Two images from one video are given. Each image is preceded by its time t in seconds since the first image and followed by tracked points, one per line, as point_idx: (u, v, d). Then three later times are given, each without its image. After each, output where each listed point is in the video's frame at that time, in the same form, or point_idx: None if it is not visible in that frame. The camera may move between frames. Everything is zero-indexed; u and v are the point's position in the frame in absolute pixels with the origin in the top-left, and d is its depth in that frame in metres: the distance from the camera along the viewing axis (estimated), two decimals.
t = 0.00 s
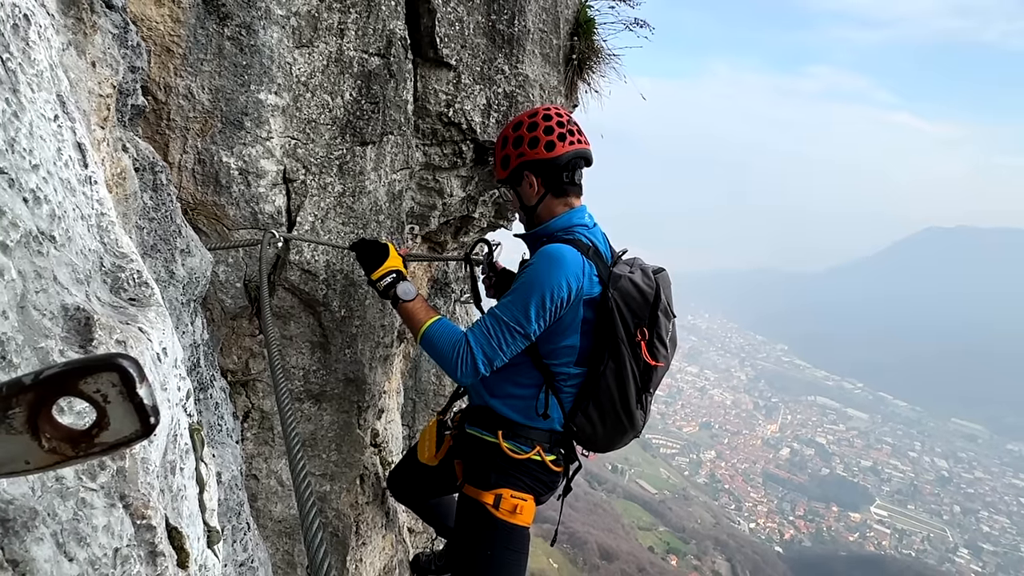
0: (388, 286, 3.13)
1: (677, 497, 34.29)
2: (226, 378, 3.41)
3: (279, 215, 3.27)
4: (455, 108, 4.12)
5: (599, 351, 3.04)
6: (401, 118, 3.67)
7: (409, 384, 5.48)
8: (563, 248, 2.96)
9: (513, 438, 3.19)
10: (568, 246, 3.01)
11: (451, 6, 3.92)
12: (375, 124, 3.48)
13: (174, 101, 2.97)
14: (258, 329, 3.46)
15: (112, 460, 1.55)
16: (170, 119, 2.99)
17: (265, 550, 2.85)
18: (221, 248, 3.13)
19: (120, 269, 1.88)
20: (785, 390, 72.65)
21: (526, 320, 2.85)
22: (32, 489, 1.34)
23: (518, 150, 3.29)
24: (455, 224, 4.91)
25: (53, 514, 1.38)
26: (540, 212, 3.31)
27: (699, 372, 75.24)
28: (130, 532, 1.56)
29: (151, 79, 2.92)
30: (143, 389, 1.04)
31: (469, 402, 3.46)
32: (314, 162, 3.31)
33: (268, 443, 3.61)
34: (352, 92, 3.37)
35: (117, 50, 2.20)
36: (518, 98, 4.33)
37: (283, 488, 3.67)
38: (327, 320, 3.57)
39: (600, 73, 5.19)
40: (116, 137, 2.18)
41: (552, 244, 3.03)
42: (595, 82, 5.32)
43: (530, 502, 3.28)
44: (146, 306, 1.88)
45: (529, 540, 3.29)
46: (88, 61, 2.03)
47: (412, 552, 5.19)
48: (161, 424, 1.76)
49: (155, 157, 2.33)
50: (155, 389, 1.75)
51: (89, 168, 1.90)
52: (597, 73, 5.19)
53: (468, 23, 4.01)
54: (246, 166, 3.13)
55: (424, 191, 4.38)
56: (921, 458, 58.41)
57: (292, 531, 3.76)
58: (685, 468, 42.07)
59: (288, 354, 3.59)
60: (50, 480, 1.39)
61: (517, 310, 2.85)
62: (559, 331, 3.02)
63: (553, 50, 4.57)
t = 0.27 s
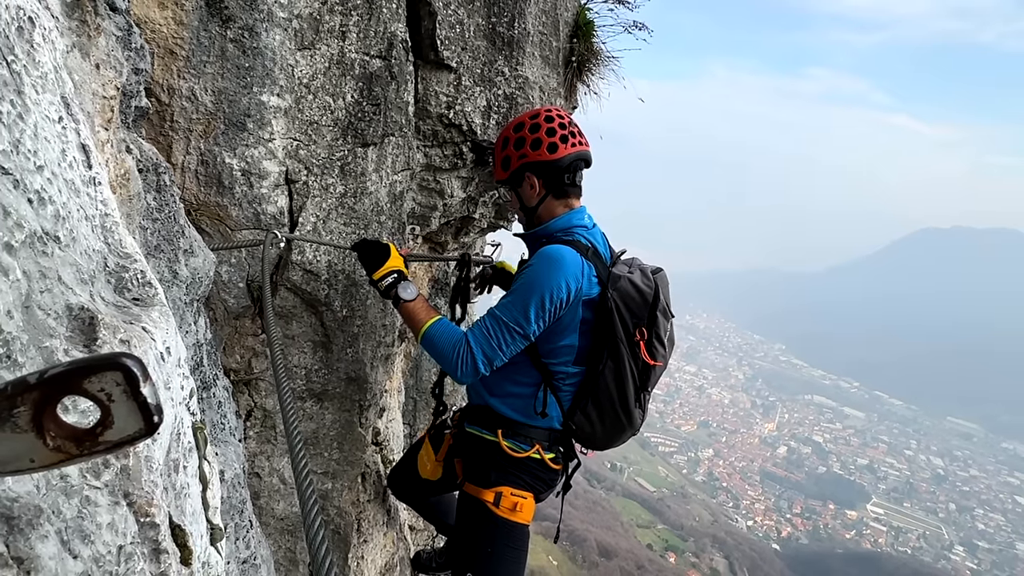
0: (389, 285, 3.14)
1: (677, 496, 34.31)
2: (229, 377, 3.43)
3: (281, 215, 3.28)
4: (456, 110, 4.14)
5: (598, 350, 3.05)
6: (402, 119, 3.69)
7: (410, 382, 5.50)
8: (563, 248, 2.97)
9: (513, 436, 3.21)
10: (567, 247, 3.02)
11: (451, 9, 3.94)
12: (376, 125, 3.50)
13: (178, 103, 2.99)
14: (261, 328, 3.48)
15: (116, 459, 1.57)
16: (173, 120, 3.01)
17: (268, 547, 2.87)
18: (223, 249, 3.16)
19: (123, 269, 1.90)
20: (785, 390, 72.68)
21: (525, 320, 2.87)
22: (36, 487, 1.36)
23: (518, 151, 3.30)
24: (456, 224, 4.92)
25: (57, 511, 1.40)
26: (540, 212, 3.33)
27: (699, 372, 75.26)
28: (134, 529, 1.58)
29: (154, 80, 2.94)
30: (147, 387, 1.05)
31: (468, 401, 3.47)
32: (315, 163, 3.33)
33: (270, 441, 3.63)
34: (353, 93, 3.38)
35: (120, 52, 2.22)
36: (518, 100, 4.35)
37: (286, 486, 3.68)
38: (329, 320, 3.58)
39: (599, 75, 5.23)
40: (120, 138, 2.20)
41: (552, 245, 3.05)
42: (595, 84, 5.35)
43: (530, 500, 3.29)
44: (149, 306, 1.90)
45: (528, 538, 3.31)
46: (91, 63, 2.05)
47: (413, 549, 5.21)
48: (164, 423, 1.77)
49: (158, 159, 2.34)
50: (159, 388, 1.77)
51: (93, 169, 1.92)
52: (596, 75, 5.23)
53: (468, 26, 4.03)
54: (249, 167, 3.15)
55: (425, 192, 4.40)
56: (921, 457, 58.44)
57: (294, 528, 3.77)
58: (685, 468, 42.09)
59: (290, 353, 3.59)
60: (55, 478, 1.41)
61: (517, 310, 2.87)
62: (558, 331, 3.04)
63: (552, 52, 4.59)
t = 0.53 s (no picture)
0: (392, 286, 3.15)
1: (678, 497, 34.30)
2: (232, 377, 3.45)
3: (283, 216, 3.30)
4: (457, 112, 4.16)
5: (597, 350, 3.08)
6: (404, 121, 3.71)
7: (411, 381, 5.52)
8: (562, 252, 2.98)
9: (516, 436, 3.22)
10: (565, 250, 3.03)
11: (452, 12, 3.96)
12: (378, 127, 3.52)
13: (181, 105, 3.01)
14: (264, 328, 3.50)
15: (120, 457, 1.58)
16: (177, 122, 3.02)
17: (270, 545, 2.89)
18: (226, 249, 3.17)
19: (127, 269, 1.92)
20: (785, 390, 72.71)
21: (525, 324, 2.89)
22: (41, 485, 1.36)
23: (537, 145, 3.26)
24: (456, 225, 4.95)
25: (62, 509, 1.41)
26: (542, 212, 3.34)
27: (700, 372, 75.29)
28: (137, 527, 1.60)
29: (158, 83, 2.96)
30: (150, 386, 1.06)
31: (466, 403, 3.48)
32: (318, 165, 3.34)
33: (273, 440, 3.65)
34: (355, 95, 3.40)
35: (124, 55, 2.24)
36: (518, 102, 4.37)
37: (288, 484, 3.70)
38: (331, 320, 3.60)
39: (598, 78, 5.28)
40: (124, 140, 2.22)
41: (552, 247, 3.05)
42: (595, 87, 5.40)
43: (535, 496, 3.32)
44: (153, 306, 1.91)
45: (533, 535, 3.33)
46: (96, 65, 2.07)
47: (414, 548, 5.23)
48: (168, 422, 1.79)
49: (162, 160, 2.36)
50: (163, 387, 1.79)
51: (98, 170, 1.94)
52: (595, 78, 5.29)
53: (468, 29, 4.05)
54: (251, 168, 3.17)
55: (426, 193, 4.42)
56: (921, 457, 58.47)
57: (296, 526, 3.79)
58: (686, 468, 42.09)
59: (293, 353, 3.61)
60: (59, 476, 1.42)
61: (517, 315, 2.89)
62: (558, 333, 3.05)
63: (552, 55, 4.62)
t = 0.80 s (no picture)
0: (388, 286, 3.18)
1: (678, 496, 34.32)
2: (234, 376, 3.47)
3: (286, 216, 3.32)
4: (457, 113, 4.18)
5: (594, 345, 3.10)
6: (405, 122, 3.73)
7: (412, 381, 5.55)
8: (556, 259, 2.98)
9: (521, 435, 3.25)
10: (556, 253, 3.04)
11: (453, 14, 3.98)
12: (379, 129, 3.55)
13: (184, 107, 3.03)
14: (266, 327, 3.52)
15: (124, 455, 1.60)
16: (180, 124, 3.04)
17: (272, 543, 2.91)
18: (229, 249, 3.18)
19: (131, 269, 1.94)
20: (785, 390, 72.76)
21: (514, 331, 2.90)
22: (46, 483, 1.37)
23: (530, 143, 3.23)
24: (457, 226, 4.97)
25: (67, 507, 1.43)
26: (529, 212, 3.33)
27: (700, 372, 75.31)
28: (141, 525, 1.61)
29: (161, 85, 2.98)
30: (154, 385, 1.07)
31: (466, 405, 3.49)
32: (320, 166, 3.36)
33: (275, 438, 3.67)
34: (357, 97, 3.42)
35: (128, 57, 2.26)
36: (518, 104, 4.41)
37: (290, 482, 3.72)
38: (333, 319, 3.62)
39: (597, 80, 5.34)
40: (128, 141, 2.24)
41: (546, 253, 3.05)
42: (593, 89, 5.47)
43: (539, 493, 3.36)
44: (157, 305, 1.93)
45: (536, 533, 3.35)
46: (100, 67, 2.09)
47: (414, 546, 5.25)
48: (171, 420, 1.81)
49: (166, 161, 2.38)
50: (166, 385, 1.80)
51: (102, 171, 1.96)
52: (592, 81, 5.39)
53: (469, 32, 4.07)
54: (254, 169, 3.18)
55: (427, 194, 4.45)
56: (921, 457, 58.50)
57: (299, 523, 3.80)
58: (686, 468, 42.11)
59: (295, 352, 3.63)
60: (64, 474, 1.43)
61: (506, 322, 2.90)
62: (557, 336, 3.07)
63: (552, 57, 4.72)
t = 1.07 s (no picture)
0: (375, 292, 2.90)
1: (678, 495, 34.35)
2: (237, 375, 3.49)
3: (288, 218, 3.34)
4: (458, 115, 4.21)
5: (593, 338, 3.12)
6: (405, 124, 3.77)
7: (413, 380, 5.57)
8: (556, 256, 3.01)
9: (524, 433, 3.31)
10: (554, 252, 3.04)
11: (452, 16, 3.98)
12: (381, 130, 3.57)
13: (187, 108, 3.05)
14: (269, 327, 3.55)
15: (128, 454, 1.62)
16: (184, 125, 3.06)
17: (275, 540, 2.93)
18: (232, 250, 3.20)
19: (135, 270, 1.96)
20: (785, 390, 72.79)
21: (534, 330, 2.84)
22: (51, 481, 1.39)
23: (525, 141, 3.24)
24: (459, 226, 4.99)
25: (72, 505, 1.44)
26: (524, 209, 3.36)
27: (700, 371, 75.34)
28: (145, 522, 1.63)
29: (165, 86, 3.02)
30: (158, 383, 1.08)
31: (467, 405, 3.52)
32: (321, 167, 3.38)
33: (278, 437, 3.69)
34: (358, 99, 3.45)
35: (132, 59, 2.27)
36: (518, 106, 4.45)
37: (293, 479, 3.74)
38: (336, 319, 3.64)
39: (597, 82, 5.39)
40: (132, 143, 2.26)
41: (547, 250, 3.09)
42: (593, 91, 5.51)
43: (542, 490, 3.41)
44: (160, 305, 1.95)
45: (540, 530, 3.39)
46: (104, 70, 2.10)
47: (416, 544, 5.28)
48: (175, 419, 1.83)
49: (169, 163, 2.40)
50: (170, 385, 1.82)
51: (106, 172, 1.97)
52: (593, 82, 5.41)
53: (470, 34, 4.11)
54: (257, 171, 3.20)
55: (428, 194, 4.47)
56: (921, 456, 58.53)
57: (301, 521, 3.82)
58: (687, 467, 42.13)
59: (298, 352, 3.64)
60: (69, 472, 1.45)
61: (524, 320, 2.82)
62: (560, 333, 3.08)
63: (551, 59, 4.77)
